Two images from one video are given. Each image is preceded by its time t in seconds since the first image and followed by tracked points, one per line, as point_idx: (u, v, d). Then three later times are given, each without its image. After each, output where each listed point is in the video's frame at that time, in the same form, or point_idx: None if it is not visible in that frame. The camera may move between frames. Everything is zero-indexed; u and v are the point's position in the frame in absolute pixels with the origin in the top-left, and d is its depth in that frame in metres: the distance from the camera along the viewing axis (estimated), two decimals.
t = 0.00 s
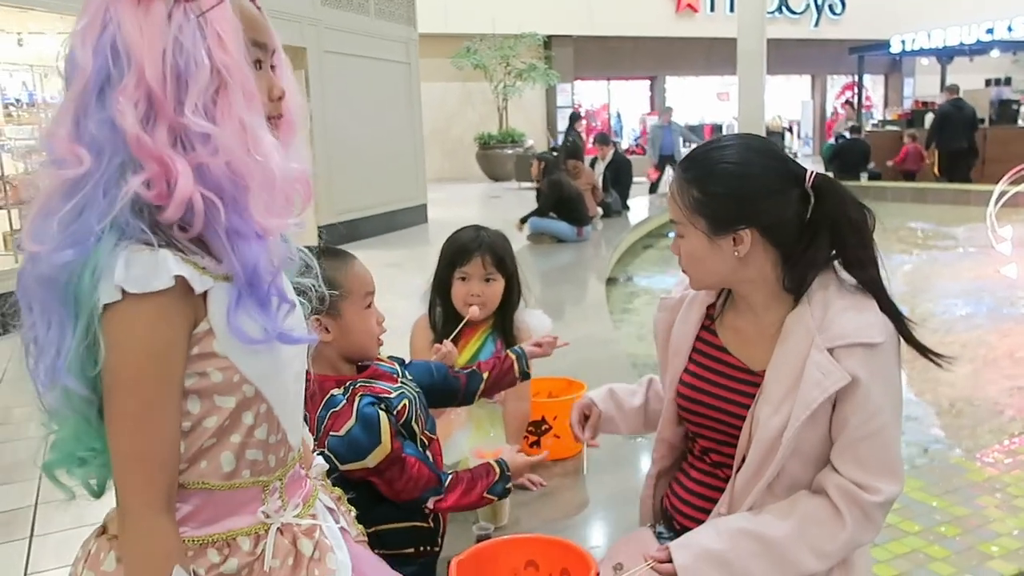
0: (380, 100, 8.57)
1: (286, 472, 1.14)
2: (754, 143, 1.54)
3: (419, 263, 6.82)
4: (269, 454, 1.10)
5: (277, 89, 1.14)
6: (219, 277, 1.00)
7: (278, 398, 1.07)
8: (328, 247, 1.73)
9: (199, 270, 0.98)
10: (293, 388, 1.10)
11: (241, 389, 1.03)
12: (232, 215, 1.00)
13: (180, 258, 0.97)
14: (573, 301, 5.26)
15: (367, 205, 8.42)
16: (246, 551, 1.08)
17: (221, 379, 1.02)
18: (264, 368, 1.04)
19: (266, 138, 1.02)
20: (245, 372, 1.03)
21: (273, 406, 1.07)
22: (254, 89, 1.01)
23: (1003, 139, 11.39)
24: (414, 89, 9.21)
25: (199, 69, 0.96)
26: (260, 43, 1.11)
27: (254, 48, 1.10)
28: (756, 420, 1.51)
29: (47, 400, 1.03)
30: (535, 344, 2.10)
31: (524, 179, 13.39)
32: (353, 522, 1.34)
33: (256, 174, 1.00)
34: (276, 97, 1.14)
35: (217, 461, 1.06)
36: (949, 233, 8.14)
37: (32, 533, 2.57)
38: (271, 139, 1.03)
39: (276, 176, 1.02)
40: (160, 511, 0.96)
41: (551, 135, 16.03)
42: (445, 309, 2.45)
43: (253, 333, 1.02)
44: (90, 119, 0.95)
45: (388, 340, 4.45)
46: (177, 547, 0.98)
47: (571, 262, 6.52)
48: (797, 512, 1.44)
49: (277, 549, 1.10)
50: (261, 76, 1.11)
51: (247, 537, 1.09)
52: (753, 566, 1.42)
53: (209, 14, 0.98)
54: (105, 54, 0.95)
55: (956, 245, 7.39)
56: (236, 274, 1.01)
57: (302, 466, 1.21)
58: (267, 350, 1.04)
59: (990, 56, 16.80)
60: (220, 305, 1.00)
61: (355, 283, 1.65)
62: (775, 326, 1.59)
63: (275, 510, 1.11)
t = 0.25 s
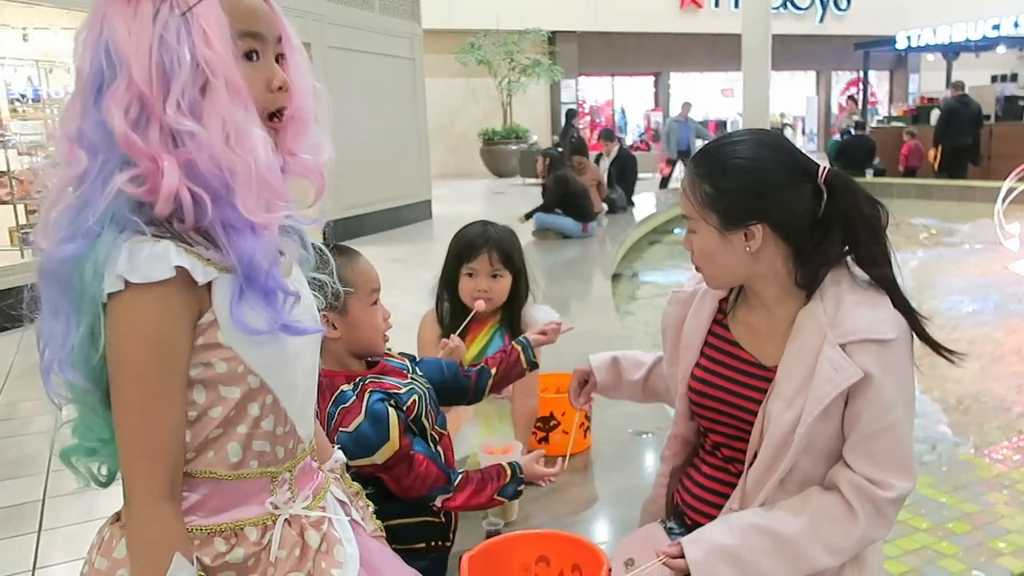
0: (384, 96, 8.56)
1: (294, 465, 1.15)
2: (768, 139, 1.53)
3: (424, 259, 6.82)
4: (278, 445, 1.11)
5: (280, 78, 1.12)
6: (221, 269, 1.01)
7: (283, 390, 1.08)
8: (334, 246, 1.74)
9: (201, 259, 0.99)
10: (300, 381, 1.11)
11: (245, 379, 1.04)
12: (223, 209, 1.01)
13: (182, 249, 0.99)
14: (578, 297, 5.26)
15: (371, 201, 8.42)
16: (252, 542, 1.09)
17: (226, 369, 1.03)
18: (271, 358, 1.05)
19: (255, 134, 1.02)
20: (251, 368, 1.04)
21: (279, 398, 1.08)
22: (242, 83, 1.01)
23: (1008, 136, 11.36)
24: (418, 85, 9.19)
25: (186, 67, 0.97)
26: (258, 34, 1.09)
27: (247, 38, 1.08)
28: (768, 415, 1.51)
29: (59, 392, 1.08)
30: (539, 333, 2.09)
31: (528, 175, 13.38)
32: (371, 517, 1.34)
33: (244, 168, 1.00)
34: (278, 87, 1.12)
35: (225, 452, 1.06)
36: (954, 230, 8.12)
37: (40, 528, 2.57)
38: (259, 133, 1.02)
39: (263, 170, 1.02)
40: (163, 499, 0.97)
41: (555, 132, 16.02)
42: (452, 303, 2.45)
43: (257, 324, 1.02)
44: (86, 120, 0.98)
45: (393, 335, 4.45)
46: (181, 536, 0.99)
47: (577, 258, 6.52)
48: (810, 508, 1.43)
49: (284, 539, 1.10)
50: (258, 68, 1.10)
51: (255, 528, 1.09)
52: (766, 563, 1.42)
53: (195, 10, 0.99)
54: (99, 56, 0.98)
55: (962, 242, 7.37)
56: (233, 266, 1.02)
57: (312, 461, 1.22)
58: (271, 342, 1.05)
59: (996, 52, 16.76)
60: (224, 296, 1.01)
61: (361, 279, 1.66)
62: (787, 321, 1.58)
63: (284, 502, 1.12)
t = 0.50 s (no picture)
0: (381, 96, 8.55)
1: (287, 471, 1.14)
2: (774, 142, 1.52)
3: (420, 260, 6.81)
4: (267, 449, 1.10)
5: (270, 81, 1.08)
6: (202, 270, 1.01)
7: (271, 394, 1.07)
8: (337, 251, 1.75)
9: (181, 261, 1.00)
10: (291, 386, 1.09)
11: (228, 382, 1.04)
12: (197, 213, 1.00)
13: (161, 250, 0.99)
14: (576, 298, 5.25)
15: (367, 202, 8.40)
16: (235, 547, 1.08)
17: (207, 372, 1.03)
18: (259, 361, 1.04)
19: (233, 138, 1.01)
20: (233, 371, 1.03)
21: (264, 402, 1.07)
22: (221, 88, 1.00)
23: (1003, 139, 11.40)
24: (416, 86, 9.18)
25: (165, 71, 0.98)
26: (249, 35, 1.06)
27: (233, 39, 1.05)
28: (773, 419, 1.50)
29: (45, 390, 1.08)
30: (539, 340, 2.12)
31: (524, 176, 13.38)
32: (376, 529, 1.33)
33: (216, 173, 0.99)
34: (268, 89, 1.08)
35: (210, 455, 1.07)
36: (950, 232, 8.14)
37: (36, 530, 2.56)
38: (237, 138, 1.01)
39: (237, 175, 1.01)
40: (141, 500, 0.99)
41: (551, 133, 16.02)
42: (453, 305, 2.44)
43: (240, 327, 1.02)
44: (74, 119, 1.01)
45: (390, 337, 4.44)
46: (159, 539, 1.00)
47: (574, 259, 6.51)
48: (816, 511, 1.43)
49: (268, 546, 1.10)
50: (247, 69, 1.06)
51: (239, 533, 1.09)
52: (772, 566, 1.42)
53: (178, 13, 0.99)
54: (89, 58, 1.00)
55: (958, 244, 7.39)
56: (214, 269, 1.01)
57: (310, 465, 1.21)
58: (256, 346, 1.04)
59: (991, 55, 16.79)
60: (205, 299, 1.01)
61: (361, 281, 1.66)
62: (791, 324, 1.58)
63: (273, 508, 1.11)
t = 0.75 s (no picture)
0: (365, 98, 8.53)
1: (272, 479, 1.12)
2: (764, 141, 1.53)
3: (408, 262, 6.79)
4: (247, 457, 1.09)
5: (246, 81, 1.05)
6: (171, 274, 1.00)
7: (245, 401, 1.06)
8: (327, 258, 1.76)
9: (152, 267, 0.99)
10: (267, 393, 1.08)
11: (199, 389, 1.03)
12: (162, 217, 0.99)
13: (129, 255, 0.98)
14: (564, 300, 5.26)
15: (352, 204, 8.37)
16: (209, 557, 1.06)
17: (178, 379, 1.02)
18: (234, 366, 1.04)
19: (197, 143, 0.98)
20: (203, 378, 1.03)
21: (239, 409, 1.06)
22: (189, 93, 0.99)
23: (983, 139, 11.53)
24: (401, 88, 9.17)
25: (132, 76, 0.97)
26: (222, 37, 1.04)
27: (205, 41, 1.02)
28: (767, 417, 1.51)
29: (22, 397, 1.06)
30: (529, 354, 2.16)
31: (510, 178, 13.38)
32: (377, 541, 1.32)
33: (180, 177, 0.98)
34: (243, 90, 1.05)
35: (186, 462, 1.06)
36: (934, 232, 8.22)
37: (24, 538, 2.53)
38: (202, 142, 0.99)
39: (199, 180, 0.99)
40: (110, 508, 0.99)
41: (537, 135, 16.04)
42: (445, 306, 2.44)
43: (210, 334, 1.01)
44: (53, 125, 1.00)
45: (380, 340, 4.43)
46: (129, 548, 1.00)
47: (561, 261, 6.52)
48: (812, 508, 1.44)
49: (243, 556, 1.07)
50: (222, 71, 1.04)
51: (215, 543, 1.07)
52: (769, 563, 1.42)
53: (149, 16, 0.98)
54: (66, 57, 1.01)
55: (942, 244, 7.45)
56: (185, 274, 1.00)
57: (302, 473, 1.19)
58: (228, 353, 1.03)
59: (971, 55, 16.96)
60: (174, 305, 1.01)
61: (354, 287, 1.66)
62: (782, 322, 1.59)
63: (253, 519, 1.10)
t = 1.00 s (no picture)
0: (338, 104, 8.48)
1: (255, 490, 1.09)
2: (743, 135, 1.54)
3: (385, 267, 6.77)
4: (227, 467, 1.06)
5: (208, 79, 1.02)
6: (134, 280, 0.97)
7: (218, 411, 1.02)
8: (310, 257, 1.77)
9: (117, 274, 0.96)
10: (242, 402, 1.03)
11: (169, 399, 1.00)
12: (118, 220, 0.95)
13: (92, 262, 0.95)
14: (544, 300, 5.27)
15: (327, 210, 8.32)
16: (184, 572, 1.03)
17: (147, 388, 0.99)
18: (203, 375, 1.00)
19: (152, 143, 0.96)
20: (173, 388, 0.99)
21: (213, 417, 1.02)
22: (146, 94, 0.96)
23: (950, 132, 11.73)
24: (374, 93, 9.14)
25: (89, 77, 0.95)
26: (179, 31, 1.00)
27: (162, 38, 1.00)
28: (755, 406, 1.51)
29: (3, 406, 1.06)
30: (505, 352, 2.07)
31: (486, 181, 13.39)
32: (382, 555, 1.24)
33: (134, 179, 0.95)
34: (204, 88, 1.02)
35: (162, 473, 1.03)
36: (905, 224, 8.34)
37: (5, 555, 2.49)
38: (158, 142, 0.96)
39: (155, 182, 0.96)
40: (80, 523, 0.96)
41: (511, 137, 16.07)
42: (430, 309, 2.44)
43: (174, 343, 0.97)
44: (20, 132, 0.99)
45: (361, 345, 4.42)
46: (99, 564, 0.97)
47: (540, 261, 6.53)
48: (801, 495, 1.45)
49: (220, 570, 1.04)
50: (182, 68, 1.01)
51: (192, 557, 1.04)
52: (760, 550, 1.44)
53: (105, 17, 0.97)
54: (31, 65, 1.01)
55: (914, 236, 7.57)
56: (147, 281, 0.96)
57: (291, 483, 1.15)
58: (195, 361, 0.99)
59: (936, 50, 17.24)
60: (141, 312, 0.97)
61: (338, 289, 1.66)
62: (766, 313, 1.61)
63: (234, 532, 1.06)
